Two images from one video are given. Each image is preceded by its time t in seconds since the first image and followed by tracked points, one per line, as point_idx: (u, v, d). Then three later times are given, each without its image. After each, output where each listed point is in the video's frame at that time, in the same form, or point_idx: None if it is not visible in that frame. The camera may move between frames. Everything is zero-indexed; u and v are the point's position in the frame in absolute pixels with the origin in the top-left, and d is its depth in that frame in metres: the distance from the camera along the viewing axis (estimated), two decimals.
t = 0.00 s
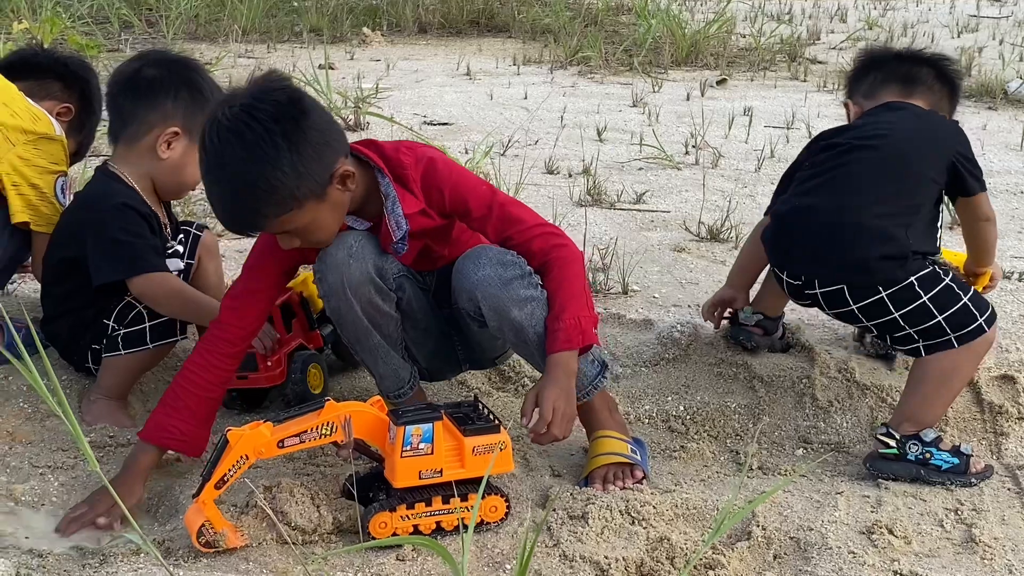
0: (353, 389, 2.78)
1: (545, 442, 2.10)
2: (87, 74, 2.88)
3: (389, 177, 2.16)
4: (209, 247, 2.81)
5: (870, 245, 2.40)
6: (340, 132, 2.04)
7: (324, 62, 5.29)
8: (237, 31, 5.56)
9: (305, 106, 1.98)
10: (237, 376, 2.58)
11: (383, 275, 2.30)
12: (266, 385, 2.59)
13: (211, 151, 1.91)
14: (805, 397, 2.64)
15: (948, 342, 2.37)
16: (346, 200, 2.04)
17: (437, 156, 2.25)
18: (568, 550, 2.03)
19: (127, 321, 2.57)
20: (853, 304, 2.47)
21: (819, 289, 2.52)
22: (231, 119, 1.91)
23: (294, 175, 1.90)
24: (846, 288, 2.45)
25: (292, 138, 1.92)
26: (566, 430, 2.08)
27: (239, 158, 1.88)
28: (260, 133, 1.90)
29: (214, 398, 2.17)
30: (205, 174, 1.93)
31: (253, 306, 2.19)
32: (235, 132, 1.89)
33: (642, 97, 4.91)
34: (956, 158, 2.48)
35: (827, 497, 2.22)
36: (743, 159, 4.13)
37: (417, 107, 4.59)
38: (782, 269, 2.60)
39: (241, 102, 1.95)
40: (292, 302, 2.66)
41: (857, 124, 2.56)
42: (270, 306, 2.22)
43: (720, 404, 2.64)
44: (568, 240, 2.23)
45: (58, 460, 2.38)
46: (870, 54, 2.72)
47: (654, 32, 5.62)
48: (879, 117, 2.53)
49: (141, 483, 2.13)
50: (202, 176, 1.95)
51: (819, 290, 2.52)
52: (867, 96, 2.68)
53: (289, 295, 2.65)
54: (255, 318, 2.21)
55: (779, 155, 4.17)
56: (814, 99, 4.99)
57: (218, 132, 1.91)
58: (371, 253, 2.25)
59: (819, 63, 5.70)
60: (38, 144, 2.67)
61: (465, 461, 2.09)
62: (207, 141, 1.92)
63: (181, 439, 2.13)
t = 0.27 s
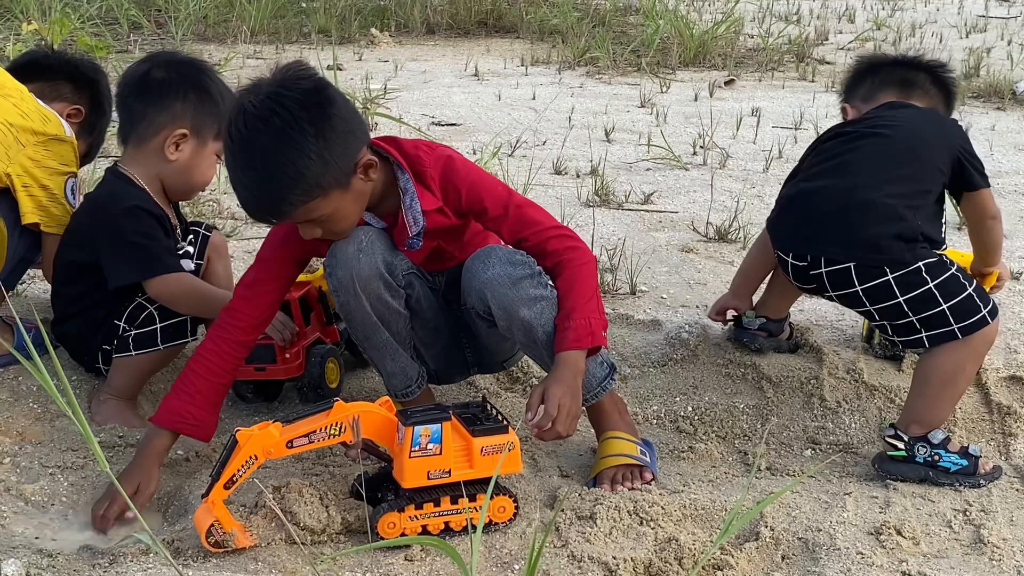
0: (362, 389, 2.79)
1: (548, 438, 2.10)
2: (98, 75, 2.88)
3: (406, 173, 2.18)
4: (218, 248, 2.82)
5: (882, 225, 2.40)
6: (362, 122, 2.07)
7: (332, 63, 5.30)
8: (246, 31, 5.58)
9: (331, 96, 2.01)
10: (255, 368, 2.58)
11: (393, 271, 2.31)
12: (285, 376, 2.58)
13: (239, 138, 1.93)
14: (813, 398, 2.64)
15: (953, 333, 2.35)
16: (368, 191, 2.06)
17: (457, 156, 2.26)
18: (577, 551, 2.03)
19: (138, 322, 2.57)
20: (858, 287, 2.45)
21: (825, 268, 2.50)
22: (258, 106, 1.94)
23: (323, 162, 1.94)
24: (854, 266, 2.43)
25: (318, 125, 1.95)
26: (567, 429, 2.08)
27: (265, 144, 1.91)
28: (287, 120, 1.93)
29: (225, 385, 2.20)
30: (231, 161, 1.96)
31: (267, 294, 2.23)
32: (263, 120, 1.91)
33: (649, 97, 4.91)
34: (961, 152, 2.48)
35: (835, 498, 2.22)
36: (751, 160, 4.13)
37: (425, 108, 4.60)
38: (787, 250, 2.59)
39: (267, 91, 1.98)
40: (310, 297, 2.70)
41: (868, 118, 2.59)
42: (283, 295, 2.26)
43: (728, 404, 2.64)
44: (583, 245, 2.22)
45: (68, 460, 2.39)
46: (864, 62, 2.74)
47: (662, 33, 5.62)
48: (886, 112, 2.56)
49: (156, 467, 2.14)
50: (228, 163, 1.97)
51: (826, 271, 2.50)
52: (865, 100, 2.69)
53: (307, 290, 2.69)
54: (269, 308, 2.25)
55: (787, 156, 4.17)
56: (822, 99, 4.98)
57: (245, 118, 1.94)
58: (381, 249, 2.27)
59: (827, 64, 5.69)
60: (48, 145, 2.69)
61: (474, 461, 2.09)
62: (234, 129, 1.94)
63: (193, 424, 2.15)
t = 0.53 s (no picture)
0: (369, 390, 2.79)
1: (552, 435, 2.10)
2: (108, 77, 2.89)
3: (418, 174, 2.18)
4: (226, 249, 2.83)
5: (893, 217, 2.40)
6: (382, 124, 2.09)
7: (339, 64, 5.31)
8: (253, 33, 5.59)
9: (353, 96, 2.03)
10: (263, 370, 2.57)
11: (398, 270, 2.32)
12: (293, 378, 2.58)
13: (261, 135, 1.94)
14: (821, 399, 2.64)
15: (961, 331, 2.34)
16: (383, 190, 2.07)
17: (468, 158, 2.27)
18: (584, 551, 2.03)
19: (149, 323, 2.59)
20: (868, 281, 2.43)
21: (836, 261, 2.48)
22: (282, 103, 1.95)
23: (345, 160, 1.95)
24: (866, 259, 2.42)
25: (341, 124, 1.96)
26: (571, 427, 2.08)
27: (288, 141, 1.92)
28: (311, 118, 1.94)
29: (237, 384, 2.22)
30: (252, 157, 1.96)
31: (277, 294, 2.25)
32: (287, 117, 1.93)
33: (657, 98, 4.91)
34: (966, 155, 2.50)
35: (844, 499, 2.22)
36: (759, 161, 4.13)
37: (432, 109, 4.61)
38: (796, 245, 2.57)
39: (290, 88, 1.99)
40: (318, 298, 2.69)
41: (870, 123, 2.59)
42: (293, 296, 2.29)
43: (736, 405, 2.64)
44: (592, 249, 2.21)
45: (77, 460, 2.40)
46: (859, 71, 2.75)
47: (669, 34, 5.62)
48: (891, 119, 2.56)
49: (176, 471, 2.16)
50: (248, 159, 1.98)
51: (836, 264, 2.48)
52: (863, 109, 2.70)
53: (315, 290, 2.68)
54: (281, 309, 2.27)
55: (794, 157, 4.16)
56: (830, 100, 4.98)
57: (268, 115, 1.95)
58: (387, 248, 2.28)
59: (834, 65, 5.69)
60: (57, 147, 2.70)
61: (481, 462, 2.10)
62: (256, 125, 1.95)
63: (205, 422, 2.15)
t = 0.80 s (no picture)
0: (377, 391, 2.79)
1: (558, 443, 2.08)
2: (117, 81, 2.90)
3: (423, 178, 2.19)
4: (236, 252, 2.84)
5: (896, 215, 2.41)
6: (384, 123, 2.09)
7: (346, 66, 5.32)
8: (260, 35, 5.60)
9: (352, 97, 2.03)
10: (271, 375, 2.58)
11: (404, 272, 2.32)
12: (300, 382, 2.60)
13: (260, 138, 1.95)
14: (829, 401, 2.64)
15: (962, 330, 2.33)
16: (387, 191, 2.07)
17: (476, 162, 2.27)
18: (592, 554, 2.03)
19: (158, 325, 2.59)
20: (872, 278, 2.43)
21: (839, 258, 2.48)
22: (280, 106, 1.96)
23: (343, 160, 1.95)
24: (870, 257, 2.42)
25: (339, 124, 1.96)
26: (576, 433, 2.05)
27: (287, 144, 1.93)
28: (308, 119, 1.95)
29: (252, 395, 2.22)
30: (252, 159, 1.97)
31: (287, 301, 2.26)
32: (285, 118, 1.94)
33: (663, 100, 4.91)
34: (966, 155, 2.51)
35: (851, 502, 2.22)
36: (765, 163, 4.13)
37: (438, 111, 4.61)
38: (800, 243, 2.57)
39: (288, 90, 2.00)
40: (323, 301, 2.69)
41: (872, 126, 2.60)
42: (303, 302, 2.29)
43: (744, 407, 2.64)
44: (600, 254, 2.20)
45: (85, 462, 2.40)
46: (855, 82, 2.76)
47: (675, 35, 5.62)
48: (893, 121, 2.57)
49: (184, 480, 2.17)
50: (249, 163, 1.99)
51: (839, 261, 2.48)
52: (860, 119, 2.69)
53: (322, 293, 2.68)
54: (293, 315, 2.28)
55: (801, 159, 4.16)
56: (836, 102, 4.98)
57: (267, 119, 1.95)
58: (392, 250, 2.29)
59: (841, 66, 5.68)
60: (65, 149, 2.70)
61: (490, 464, 2.09)
62: (255, 128, 1.96)
63: (221, 435, 2.16)
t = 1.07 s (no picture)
0: (381, 394, 2.80)
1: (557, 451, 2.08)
2: (122, 84, 2.92)
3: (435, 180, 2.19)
4: (240, 254, 2.85)
5: (888, 211, 2.42)
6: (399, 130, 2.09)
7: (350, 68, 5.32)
8: (264, 37, 5.61)
9: (368, 102, 2.03)
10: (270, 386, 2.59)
11: (411, 272, 2.33)
12: (300, 391, 2.60)
13: (275, 140, 1.95)
14: (833, 403, 2.63)
15: (954, 326, 2.34)
16: (399, 196, 2.07)
17: (487, 167, 2.27)
18: (596, 556, 2.03)
19: (162, 326, 2.59)
20: (863, 274, 2.44)
21: (832, 252, 2.50)
22: (295, 109, 1.96)
23: (357, 166, 1.95)
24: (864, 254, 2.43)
25: (355, 130, 1.97)
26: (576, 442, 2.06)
27: (301, 148, 1.93)
28: (324, 123, 1.95)
29: (264, 395, 2.24)
30: (266, 161, 1.98)
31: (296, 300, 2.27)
32: (300, 122, 1.94)
33: (667, 102, 4.91)
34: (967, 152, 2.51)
35: (855, 504, 2.22)
36: (769, 164, 4.13)
37: (443, 113, 4.62)
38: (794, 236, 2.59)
39: (304, 93, 2.00)
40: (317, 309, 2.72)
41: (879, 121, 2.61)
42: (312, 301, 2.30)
43: (748, 410, 2.64)
44: (607, 260, 2.22)
45: (90, 464, 2.41)
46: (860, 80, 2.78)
47: (680, 38, 5.62)
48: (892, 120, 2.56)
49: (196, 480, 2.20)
50: (263, 164, 1.99)
51: (833, 255, 2.50)
52: (866, 116, 2.72)
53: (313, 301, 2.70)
54: (303, 314, 2.29)
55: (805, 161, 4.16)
56: (840, 104, 4.98)
57: (282, 122, 1.96)
58: (400, 250, 2.29)
59: (845, 68, 5.68)
60: (71, 152, 2.70)
61: (494, 466, 2.07)
62: (270, 131, 1.97)
63: (233, 436, 2.17)
